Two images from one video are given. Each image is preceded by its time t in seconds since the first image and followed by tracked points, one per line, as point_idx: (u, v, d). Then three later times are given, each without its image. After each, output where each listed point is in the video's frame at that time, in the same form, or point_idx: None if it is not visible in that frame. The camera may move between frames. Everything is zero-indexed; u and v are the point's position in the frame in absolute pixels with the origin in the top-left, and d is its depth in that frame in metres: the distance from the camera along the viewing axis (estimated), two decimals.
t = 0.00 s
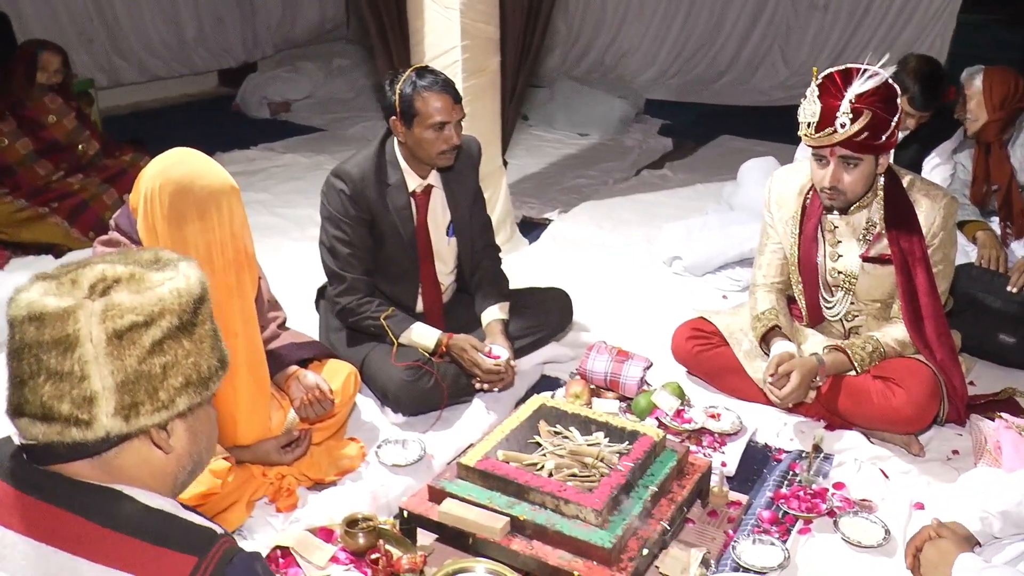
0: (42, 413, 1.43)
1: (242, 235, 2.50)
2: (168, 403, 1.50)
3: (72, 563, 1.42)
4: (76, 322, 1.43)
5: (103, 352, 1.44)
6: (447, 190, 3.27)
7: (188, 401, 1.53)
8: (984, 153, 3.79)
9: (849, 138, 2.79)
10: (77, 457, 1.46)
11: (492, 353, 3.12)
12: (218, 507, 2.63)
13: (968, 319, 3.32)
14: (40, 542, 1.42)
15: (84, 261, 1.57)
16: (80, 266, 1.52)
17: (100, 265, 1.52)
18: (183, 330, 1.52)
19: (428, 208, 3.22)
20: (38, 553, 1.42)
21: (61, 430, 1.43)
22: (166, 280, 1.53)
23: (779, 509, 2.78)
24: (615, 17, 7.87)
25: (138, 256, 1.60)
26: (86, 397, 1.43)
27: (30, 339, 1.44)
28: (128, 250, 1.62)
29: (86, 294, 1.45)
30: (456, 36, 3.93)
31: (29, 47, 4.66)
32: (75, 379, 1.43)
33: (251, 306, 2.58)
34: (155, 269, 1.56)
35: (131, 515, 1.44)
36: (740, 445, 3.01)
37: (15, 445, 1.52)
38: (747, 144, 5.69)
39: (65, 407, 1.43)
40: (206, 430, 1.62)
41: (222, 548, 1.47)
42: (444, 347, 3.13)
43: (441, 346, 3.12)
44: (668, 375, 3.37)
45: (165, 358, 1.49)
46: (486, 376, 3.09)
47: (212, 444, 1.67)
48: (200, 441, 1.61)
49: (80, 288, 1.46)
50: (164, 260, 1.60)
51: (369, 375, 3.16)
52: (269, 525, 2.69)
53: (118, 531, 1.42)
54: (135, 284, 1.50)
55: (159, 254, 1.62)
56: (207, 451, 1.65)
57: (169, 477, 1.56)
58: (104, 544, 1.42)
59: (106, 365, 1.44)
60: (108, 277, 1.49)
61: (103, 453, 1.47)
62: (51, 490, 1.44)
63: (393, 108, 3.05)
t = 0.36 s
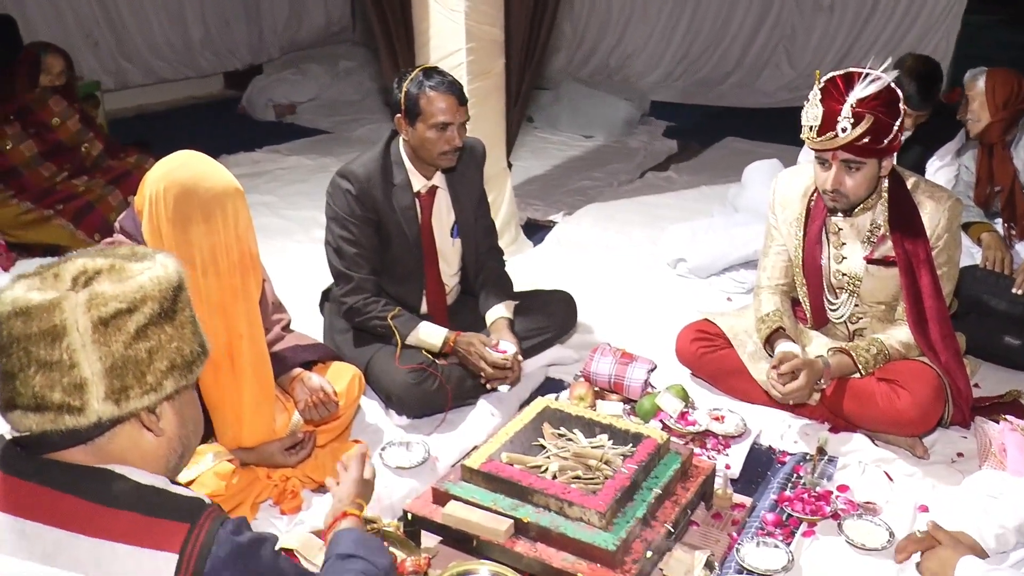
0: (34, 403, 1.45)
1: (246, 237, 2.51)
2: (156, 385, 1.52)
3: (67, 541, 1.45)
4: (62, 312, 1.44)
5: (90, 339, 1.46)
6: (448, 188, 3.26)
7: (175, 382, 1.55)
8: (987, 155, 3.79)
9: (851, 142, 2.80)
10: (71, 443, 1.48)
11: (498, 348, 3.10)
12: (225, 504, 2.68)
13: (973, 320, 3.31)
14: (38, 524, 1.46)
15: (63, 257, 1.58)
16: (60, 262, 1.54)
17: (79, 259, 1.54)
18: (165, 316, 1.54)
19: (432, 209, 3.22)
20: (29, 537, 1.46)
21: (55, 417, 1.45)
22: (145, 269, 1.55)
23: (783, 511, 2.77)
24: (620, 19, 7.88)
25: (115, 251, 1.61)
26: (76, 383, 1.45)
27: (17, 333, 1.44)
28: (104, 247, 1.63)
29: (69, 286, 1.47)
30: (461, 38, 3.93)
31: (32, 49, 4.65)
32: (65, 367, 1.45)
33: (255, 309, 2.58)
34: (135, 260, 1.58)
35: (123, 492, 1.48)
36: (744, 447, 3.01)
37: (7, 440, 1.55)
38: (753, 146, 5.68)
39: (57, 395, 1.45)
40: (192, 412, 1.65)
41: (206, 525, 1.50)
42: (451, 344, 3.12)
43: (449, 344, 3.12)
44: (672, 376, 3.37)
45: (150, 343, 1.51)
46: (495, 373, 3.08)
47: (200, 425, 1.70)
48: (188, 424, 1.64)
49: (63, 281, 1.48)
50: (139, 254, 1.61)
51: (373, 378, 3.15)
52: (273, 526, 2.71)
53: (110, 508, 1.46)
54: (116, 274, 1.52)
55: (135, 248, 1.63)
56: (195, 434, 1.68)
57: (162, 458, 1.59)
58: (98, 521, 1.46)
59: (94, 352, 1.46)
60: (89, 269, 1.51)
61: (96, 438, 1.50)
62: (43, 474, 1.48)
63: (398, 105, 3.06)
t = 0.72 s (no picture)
0: (26, 397, 1.42)
1: (244, 239, 2.49)
2: (145, 375, 1.49)
3: (75, 517, 1.40)
4: (50, 307, 1.41)
5: (79, 332, 1.42)
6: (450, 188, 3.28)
7: (165, 372, 1.52)
8: (983, 157, 3.81)
9: (846, 147, 2.79)
10: (66, 434, 1.45)
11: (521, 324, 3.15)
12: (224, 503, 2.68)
13: (972, 323, 3.30)
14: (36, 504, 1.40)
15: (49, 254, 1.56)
16: (45, 259, 1.51)
17: (65, 255, 1.51)
18: (152, 307, 1.51)
19: (433, 207, 3.22)
20: (25, 514, 1.39)
21: (47, 410, 1.42)
22: (130, 262, 1.52)
23: (781, 513, 2.76)
24: (621, 20, 7.89)
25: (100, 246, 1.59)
26: (67, 375, 1.42)
27: (6, 330, 1.41)
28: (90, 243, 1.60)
29: (56, 282, 1.44)
30: (460, 39, 3.92)
31: (33, 51, 4.64)
32: (55, 360, 1.42)
33: (254, 310, 2.58)
34: (121, 254, 1.55)
35: (125, 466, 1.45)
36: (742, 450, 3.01)
37: None
38: (753, 149, 5.68)
39: (48, 388, 1.41)
40: (183, 400, 1.63)
41: (203, 488, 1.48)
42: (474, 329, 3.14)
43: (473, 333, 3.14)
44: (671, 378, 3.36)
45: (138, 334, 1.48)
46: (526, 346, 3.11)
47: (193, 409, 1.69)
48: (179, 411, 1.62)
49: (49, 277, 1.45)
50: (125, 248, 1.59)
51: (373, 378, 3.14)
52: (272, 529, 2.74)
53: (111, 481, 1.43)
54: (102, 268, 1.49)
55: (121, 243, 1.61)
56: (187, 424, 1.66)
57: (156, 441, 1.58)
58: (103, 495, 1.42)
59: (83, 344, 1.43)
60: (76, 264, 1.48)
61: (91, 427, 1.47)
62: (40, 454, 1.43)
63: (399, 104, 3.05)
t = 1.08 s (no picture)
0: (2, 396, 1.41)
1: (239, 240, 2.48)
2: (123, 369, 1.49)
3: (59, 510, 1.41)
4: (23, 306, 1.41)
5: (53, 330, 1.42)
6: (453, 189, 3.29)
7: (143, 366, 1.52)
8: (981, 156, 3.81)
9: (833, 145, 2.80)
10: (46, 432, 1.46)
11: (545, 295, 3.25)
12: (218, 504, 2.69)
13: (969, 322, 3.28)
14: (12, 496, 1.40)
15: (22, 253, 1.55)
16: (18, 258, 1.50)
17: (37, 254, 1.50)
18: (128, 302, 1.51)
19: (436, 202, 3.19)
20: (10, 509, 1.40)
21: (24, 408, 1.42)
22: (104, 258, 1.52)
23: (777, 513, 2.78)
24: (615, 21, 7.85)
25: (76, 244, 1.59)
26: (43, 373, 1.42)
27: None
28: (65, 241, 1.60)
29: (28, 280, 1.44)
30: (455, 39, 3.91)
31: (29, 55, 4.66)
32: (30, 359, 1.41)
33: (249, 312, 2.57)
34: (94, 251, 1.54)
35: (106, 459, 1.46)
36: (738, 449, 3.01)
37: None
38: (749, 148, 5.67)
39: (25, 386, 1.41)
40: (168, 394, 1.62)
41: (182, 477, 1.49)
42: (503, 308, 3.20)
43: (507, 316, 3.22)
44: (666, 378, 3.36)
45: (114, 329, 1.48)
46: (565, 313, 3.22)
47: (178, 404, 1.68)
48: (165, 405, 1.62)
49: (21, 276, 1.45)
50: (101, 245, 1.59)
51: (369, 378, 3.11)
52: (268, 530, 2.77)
53: (91, 474, 1.44)
54: (74, 266, 1.48)
55: (97, 240, 1.60)
56: (172, 419, 1.65)
57: (140, 435, 1.58)
58: (85, 487, 1.43)
59: (58, 342, 1.43)
60: (48, 263, 1.47)
61: (71, 423, 1.48)
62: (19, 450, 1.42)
63: (405, 101, 3.03)
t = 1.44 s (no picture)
0: None
1: (229, 241, 2.48)
2: (84, 381, 1.50)
3: (21, 527, 1.43)
4: None
5: (5, 346, 1.42)
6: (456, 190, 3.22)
7: (105, 374, 1.53)
8: (981, 150, 3.81)
9: (799, 131, 2.85)
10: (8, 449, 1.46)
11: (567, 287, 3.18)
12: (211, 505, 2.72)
13: (958, 319, 3.30)
14: None
15: None
16: None
17: None
18: (85, 310, 1.51)
19: (440, 203, 3.13)
20: None
21: None
22: (56, 266, 1.51)
23: (767, 510, 2.79)
24: (604, 20, 7.84)
25: (29, 249, 1.59)
26: None
27: None
28: (19, 245, 1.61)
29: None
30: (444, 39, 3.92)
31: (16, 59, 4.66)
32: None
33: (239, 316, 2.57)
34: (47, 258, 1.54)
35: (74, 474, 1.47)
36: (728, 447, 3.02)
37: None
38: (737, 146, 5.69)
39: None
40: (137, 398, 1.64)
41: (157, 497, 1.47)
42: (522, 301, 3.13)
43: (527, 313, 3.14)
44: (657, 376, 3.36)
45: (72, 340, 1.49)
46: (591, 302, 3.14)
47: (151, 407, 1.69)
48: (133, 409, 1.63)
49: None
50: (55, 249, 1.60)
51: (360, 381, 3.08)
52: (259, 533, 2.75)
53: (59, 490, 1.45)
54: (25, 276, 1.48)
55: (52, 244, 1.61)
56: (144, 420, 1.67)
57: (111, 444, 1.59)
58: (55, 505, 1.44)
59: (13, 358, 1.43)
60: None
61: (33, 439, 1.49)
62: None
63: (417, 101, 2.96)
